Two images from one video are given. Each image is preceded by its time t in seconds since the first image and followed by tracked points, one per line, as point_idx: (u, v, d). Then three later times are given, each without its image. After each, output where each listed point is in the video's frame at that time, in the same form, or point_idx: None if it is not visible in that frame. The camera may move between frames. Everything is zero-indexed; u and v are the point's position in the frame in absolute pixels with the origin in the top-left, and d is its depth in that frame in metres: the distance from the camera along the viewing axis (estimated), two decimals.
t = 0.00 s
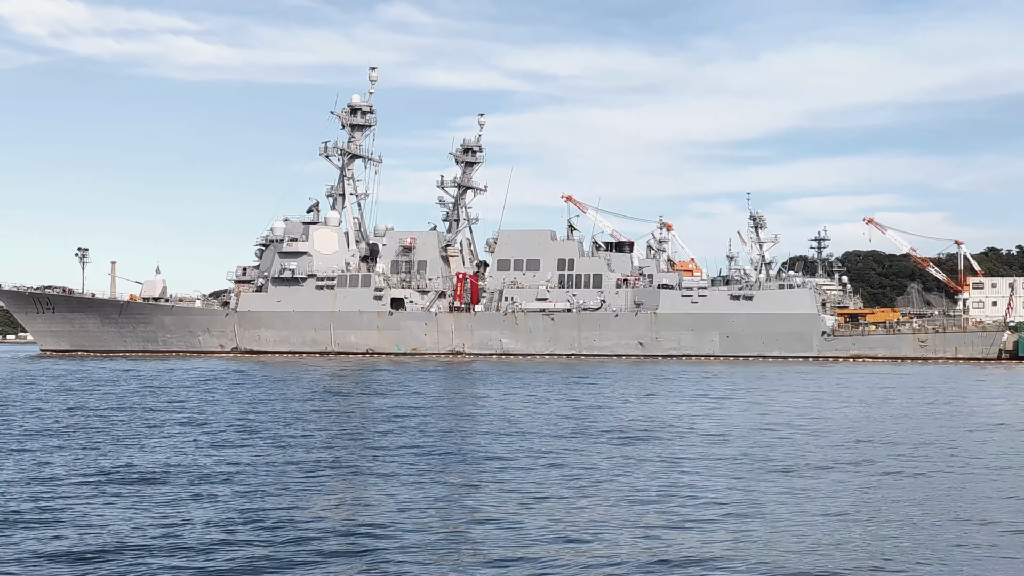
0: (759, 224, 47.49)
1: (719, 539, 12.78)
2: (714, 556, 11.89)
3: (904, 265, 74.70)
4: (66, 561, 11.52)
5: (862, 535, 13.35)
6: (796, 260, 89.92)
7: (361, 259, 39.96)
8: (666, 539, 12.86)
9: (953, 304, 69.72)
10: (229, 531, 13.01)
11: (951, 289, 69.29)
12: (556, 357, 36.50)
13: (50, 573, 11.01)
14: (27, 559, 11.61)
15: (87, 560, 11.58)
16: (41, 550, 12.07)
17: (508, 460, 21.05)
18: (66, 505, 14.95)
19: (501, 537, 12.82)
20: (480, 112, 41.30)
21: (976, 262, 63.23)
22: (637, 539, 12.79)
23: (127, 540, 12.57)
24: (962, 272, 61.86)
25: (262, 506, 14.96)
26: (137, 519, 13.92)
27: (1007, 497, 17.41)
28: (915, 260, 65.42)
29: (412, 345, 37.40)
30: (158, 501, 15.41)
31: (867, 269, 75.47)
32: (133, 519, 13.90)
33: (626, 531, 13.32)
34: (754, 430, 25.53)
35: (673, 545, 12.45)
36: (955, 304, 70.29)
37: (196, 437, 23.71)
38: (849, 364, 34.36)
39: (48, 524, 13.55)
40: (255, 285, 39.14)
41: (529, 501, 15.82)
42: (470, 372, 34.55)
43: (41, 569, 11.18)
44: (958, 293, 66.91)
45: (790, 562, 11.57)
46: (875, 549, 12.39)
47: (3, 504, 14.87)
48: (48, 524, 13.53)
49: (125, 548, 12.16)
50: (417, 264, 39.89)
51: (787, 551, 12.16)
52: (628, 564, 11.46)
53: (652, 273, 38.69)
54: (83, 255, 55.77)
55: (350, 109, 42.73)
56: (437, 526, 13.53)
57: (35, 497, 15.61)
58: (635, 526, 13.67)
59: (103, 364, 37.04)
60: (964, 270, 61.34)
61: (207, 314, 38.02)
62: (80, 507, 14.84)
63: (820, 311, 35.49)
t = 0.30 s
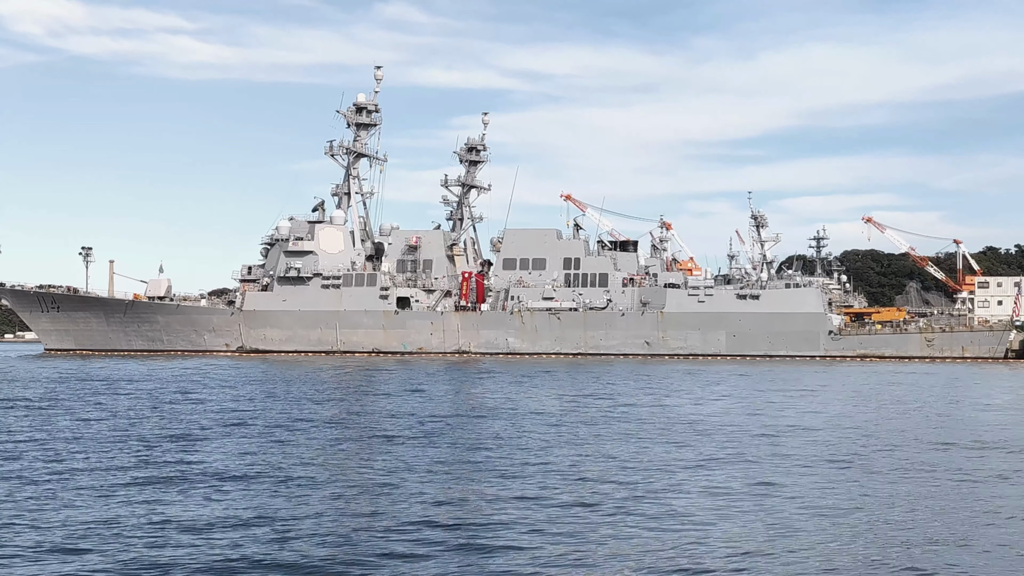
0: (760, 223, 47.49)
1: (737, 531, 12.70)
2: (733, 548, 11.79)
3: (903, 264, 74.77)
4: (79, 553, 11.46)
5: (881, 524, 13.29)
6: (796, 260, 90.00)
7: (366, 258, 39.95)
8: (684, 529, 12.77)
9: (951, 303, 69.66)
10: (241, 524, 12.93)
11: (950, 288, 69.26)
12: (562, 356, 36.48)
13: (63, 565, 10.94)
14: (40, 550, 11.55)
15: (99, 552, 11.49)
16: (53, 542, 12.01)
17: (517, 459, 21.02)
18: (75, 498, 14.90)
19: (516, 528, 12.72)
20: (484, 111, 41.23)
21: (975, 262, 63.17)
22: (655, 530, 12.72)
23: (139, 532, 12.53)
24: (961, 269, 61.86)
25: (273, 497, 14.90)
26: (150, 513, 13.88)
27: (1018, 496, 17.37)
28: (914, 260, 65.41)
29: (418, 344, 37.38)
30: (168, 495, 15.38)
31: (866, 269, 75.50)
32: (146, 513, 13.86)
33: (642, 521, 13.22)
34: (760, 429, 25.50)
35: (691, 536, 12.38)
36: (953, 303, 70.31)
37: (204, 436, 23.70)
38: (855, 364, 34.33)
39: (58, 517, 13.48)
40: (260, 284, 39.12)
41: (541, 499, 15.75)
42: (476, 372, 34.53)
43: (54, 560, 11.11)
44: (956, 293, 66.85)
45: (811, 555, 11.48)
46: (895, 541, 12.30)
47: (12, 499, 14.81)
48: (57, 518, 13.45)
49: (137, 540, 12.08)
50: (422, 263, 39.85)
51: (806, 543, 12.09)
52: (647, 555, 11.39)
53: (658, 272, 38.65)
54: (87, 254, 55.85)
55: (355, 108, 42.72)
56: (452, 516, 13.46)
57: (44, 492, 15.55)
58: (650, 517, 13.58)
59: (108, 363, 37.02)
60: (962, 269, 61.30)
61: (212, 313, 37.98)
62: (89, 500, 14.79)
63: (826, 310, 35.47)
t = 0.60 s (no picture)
0: (758, 223, 47.53)
1: (749, 528, 12.63)
2: (746, 546, 11.72)
3: (899, 264, 74.90)
4: (87, 552, 11.41)
5: (892, 521, 13.23)
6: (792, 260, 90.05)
7: (368, 259, 39.95)
8: (695, 526, 12.72)
9: (947, 303, 69.74)
10: (250, 522, 12.88)
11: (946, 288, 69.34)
12: (565, 356, 36.48)
13: (72, 564, 10.88)
14: (48, 550, 11.50)
15: (108, 551, 11.44)
16: (61, 541, 11.96)
17: (522, 458, 21.01)
18: (81, 495, 14.86)
19: (526, 525, 12.67)
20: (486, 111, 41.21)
21: (970, 263, 63.24)
22: (666, 527, 12.66)
23: (147, 531, 12.47)
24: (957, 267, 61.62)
25: (281, 494, 14.87)
26: (157, 509, 13.83)
27: None
28: (910, 261, 65.50)
29: (421, 344, 37.36)
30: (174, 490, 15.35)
31: (862, 269, 75.68)
32: (152, 510, 13.82)
33: (653, 518, 13.17)
34: (764, 429, 25.49)
35: (703, 533, 12.32)
36: (950, 303, 70.40)
37: (207, 436, 23.64)
38: (859, 364, 34.33)
39: (66, 515, 13.44)
40: (262, 284, 39.10)
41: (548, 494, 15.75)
42: (479, 371, 34.51)
43: (63, 559, 11.06)
44: (952, 293, 66.93)
45: (825, 553, 11.41)
46: (909, 539, 12.22)
47: (17, 497, 14.75)
48: (65, 516, 13.41)
49: (145, 538, 12.03)
50: (425, 263, 39.80)
51: (819, 541, 12.03)
52: (660, 553, 11.32)
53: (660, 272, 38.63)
54: (88, 253, 55.72)
55: (358, 108, 42.68)
56: (461, 513, 13.41)
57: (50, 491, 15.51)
58: (661, 513, 13.53)
59: (110, 363, 36.99)
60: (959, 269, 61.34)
61: (215, 312, 37.95)
62: (96, 498, 14.76)
63: (830, 310, 35.49)
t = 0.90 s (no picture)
0: (755, 223, 47.54)
1: (759, 528, 12.57)
2: (757, 547, 11.66)
3: (893, 264, 75.06)
4: (93, 553, 11.35)
5: (903, 521, 13.18)
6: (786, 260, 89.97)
7: (368, 258, 39.91)
8: (704, 526, 12.66)
9: (940, 302, 69.89)
10: (257, 522, 12.80)
11: (939, 287, 69.49)
12: (565, 356, 36.47)
13: (77, 567, 10.78)
14: (55, 552, 11.41)
15: (115, 553, 11.35)
16: (65, 542, 11.89)
17: (523, 458, 20.99)
18: (85, 495, 14.78)
19: (534, 526, 12.60)
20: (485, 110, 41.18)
21: (963, 262, 63.37)
22: (675, 527, 12.60)
23: (153, 532, 12.39)
24: (951, 266, 61.60)
25: (285, 493, 14.81)
26: (160, 510, 13.76)
27: None
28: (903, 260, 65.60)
29: (421, 344, 37.32)
30: (175, 490, 15.28)
31: (856, 269, 75.86)
32: (155, 510, 13.76)
33: (661, 518, 13.11)
34: (764, 429, 25.48)
35: (713, 534, 12.26)
36: (943, 302, 70.56)
37: (207, 437, 23.58)
38: (860, 364, 34.33)
39: (69, 516, 13.37)
40: (262, 284, 39.03)
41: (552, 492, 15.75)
42: (480, 371, 34.48)
43: (70, 561, 10.97)
44: (945, 292, 67.10)
45: (837, 554, 11.35)
46: (920, 539, 12.17)
47: (20, 496, 14.67)
48: (69, 516, 13.33)
49: (152, 540, 11.94)
50: (425, 263, 39.76)
51: (830, 542, 11.97)
52: (671, 555, 11.26)
53: (659, 272, 38.63)
54: (85, 254, 55.58)
55: (357, 107, 42.62)
56: (469, 514, 13.34)
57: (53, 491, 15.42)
58: (669, 512, 13.48)
59: (109, 363, 36.91)
60: (952, 268, 61.39)
61: (214, 313, 37.88)
62: (100, 498, 14.68)
63: (830, 310, 35.49)
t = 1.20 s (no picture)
0: (747, 224, 47.56)
1: (766, 527, 12.50)
2: (767, 547, 11.55)
3: (882, 264, 75.36)
4: (94, 553, 11.21)
5: (909, 520, 13.10)
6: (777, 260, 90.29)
7: (364, 258, 39.82)
8: (710, 526, 12.57)
9: (929, 302, 70.14)
10: (258, 521, 12.71)
11: (928, 287, 69.76)
12: (563, 356, 36.43)
13: (78, 568, 10.63)
14: (54, 551, 11.31)
15: (116, 552, 11.27)
16: (65, 542, 11.75)
17: (522, 458, 20.92)
18: (85, 494, 14.70)
19: (539, 525, 12.50)
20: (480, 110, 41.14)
21: (952, 262, 63.37)
22: (682, 526, 12.50)
23: (154, 531, 12.29)
24: (939, 266, 61.83)
25: (285, 493, 14.73)
26: (160, 510, 13.63)
27: None
28: (893, 260, 65.74)
29: (418, 344, 37.23)
30: (175, 490, 15.17)
31: (845, 269, 76.12)
32: (155, 510, 13.63)
33: (666, 517, 13.01)
34: (762, 429, 25.41)
35: (721, 533, 12.15)
36: (932, 302, 70.73)
37: (204, 437, 23.47)
38: (857, 363, 34.34)
39: (68, 516, 13.23)
40: (258, 284, 38.93)
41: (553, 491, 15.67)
42: (477, 371, 34.40)
43: (70, 562, 10.87)
44: (933, 292, 67.31)
45: (845, 553, 11.27)
46: (928, 538, 12.10)
47: (18, 496, 14.57)
48: (68, 516, 13.24)
49: (153, 539, 11.85)
50: (422, 262, 39.70)
51: (839, 541, 11.87)
52: (678, 554, 11.16)
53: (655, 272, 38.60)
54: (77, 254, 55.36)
55: (353, 107, 42.54)
56: (472, 512, 13.24)
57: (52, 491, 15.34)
58: (673, 512, 13.38)
59: (104, 363, 36.73)
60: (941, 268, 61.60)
61: (210, 312, 37.76)
62: (100, 497, 14.61)
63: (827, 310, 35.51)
